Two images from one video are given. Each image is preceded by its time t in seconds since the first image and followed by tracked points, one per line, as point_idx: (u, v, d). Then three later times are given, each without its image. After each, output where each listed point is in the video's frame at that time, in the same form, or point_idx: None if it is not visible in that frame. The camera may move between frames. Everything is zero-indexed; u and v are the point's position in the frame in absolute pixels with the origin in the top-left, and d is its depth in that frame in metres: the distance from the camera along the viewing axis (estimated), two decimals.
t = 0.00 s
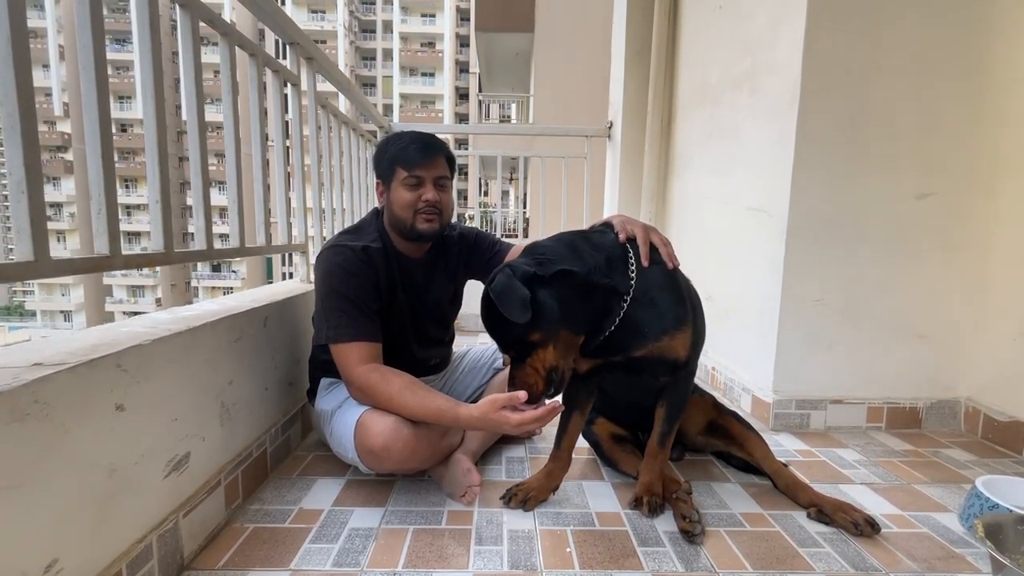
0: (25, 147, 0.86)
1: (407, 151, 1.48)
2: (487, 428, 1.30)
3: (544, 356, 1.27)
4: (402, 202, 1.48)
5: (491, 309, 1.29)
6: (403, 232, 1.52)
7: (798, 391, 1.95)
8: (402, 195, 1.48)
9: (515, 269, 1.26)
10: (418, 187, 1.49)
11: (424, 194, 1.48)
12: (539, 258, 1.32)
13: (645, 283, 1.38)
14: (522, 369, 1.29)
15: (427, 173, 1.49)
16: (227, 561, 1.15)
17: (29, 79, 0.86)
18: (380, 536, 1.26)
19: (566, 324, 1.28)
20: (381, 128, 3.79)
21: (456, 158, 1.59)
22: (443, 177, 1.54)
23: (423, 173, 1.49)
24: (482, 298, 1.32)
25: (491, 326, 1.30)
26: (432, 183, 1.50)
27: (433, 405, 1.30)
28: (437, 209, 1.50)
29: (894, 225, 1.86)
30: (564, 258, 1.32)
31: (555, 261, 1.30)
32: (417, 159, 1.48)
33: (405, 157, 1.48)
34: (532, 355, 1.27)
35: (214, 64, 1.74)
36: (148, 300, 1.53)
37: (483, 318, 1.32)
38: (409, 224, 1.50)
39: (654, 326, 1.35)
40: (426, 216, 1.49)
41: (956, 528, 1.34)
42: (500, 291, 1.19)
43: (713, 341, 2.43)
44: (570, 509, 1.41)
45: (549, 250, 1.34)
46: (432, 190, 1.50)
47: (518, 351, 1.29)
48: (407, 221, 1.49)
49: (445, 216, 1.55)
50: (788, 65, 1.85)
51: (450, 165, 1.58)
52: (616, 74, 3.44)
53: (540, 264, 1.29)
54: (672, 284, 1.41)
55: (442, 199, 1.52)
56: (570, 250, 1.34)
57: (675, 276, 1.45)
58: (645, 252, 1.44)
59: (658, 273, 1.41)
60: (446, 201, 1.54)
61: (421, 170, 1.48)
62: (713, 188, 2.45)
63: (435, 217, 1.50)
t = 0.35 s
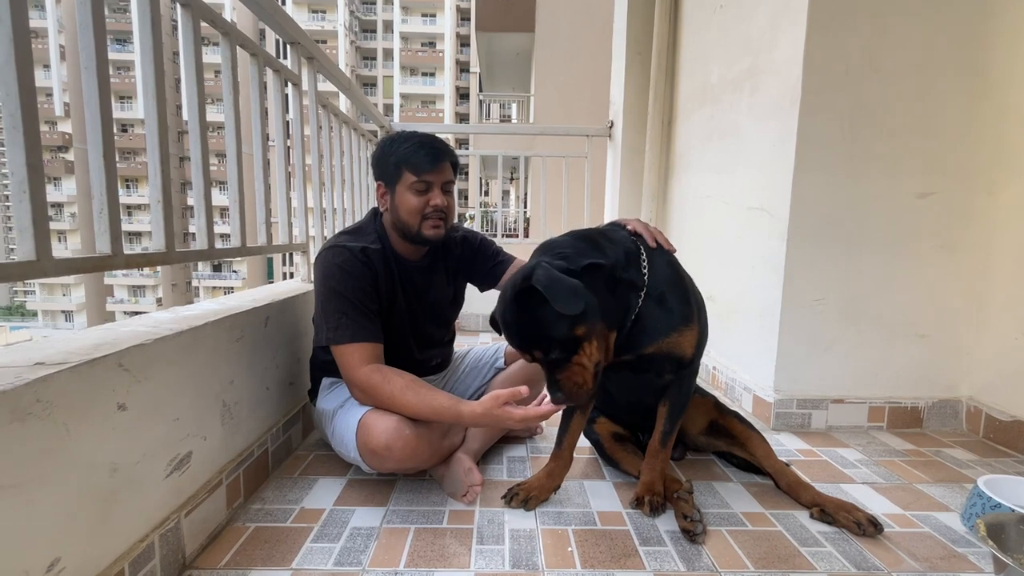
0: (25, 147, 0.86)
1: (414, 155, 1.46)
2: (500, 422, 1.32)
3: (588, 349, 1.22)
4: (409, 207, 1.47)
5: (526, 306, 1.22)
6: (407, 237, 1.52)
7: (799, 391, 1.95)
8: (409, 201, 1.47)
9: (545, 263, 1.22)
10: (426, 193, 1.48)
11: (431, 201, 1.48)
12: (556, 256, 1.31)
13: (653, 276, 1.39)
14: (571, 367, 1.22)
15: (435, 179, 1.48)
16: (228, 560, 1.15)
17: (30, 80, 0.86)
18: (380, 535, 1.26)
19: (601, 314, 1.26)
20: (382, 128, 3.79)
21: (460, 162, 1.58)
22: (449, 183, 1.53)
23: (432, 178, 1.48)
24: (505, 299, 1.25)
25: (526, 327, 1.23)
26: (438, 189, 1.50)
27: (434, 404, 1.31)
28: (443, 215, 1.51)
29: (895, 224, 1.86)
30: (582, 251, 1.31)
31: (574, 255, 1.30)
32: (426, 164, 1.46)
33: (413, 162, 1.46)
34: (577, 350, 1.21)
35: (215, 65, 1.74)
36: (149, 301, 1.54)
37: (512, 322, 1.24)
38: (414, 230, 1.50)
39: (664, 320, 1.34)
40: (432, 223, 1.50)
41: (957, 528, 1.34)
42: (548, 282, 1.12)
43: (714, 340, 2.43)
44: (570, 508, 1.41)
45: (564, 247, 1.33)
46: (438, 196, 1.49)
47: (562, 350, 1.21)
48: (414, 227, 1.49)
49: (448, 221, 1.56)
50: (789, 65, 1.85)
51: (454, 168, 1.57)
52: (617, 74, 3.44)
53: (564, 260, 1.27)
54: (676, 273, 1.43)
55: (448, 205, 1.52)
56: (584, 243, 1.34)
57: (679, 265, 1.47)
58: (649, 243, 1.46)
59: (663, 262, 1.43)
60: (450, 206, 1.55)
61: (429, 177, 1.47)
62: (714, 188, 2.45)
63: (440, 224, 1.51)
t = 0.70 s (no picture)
0: (27, 147, 0.86)
1: (373, 152, 1.45)
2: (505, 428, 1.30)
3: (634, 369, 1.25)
4: (380, 208, 1.47)
5: (581, 331, 1.16)
6: (388, 237, 1.52)
7: (800, 391, 1.95)
8: (379, 202, 1.47)
9: (600, 286, 1.17)
10: (391, 189, 1.47)
11: (398, 197, 1.47)
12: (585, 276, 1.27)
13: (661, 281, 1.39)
14: (624, 385, 1.22)
15: (397, 173, 1.47)
16: (230, 560, 1.16)
17: (33, 80, 0.86)
18: (382, 535, 1.26)
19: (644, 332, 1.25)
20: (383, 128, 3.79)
21: (425, 148, 1.55)
22: (415, 172, 1.51)
23: (393, 173, 1.46)
24: (553, 324, 1.18)
25: (584, 350, 1.16)
26: (405, 183, 1.48)
27: (436, 407, 1.30)
28: (416, 208, 1.49)
29: (897, 224, 1.86)
30: (609, 267, 1.29)
31: (604, 275, 1.27)
32: (385, 159, 1.45)
33: (373, 160, 1.45)
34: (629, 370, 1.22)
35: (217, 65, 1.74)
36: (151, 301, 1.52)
37: (564, 348, 1.17)
38: (393, 229, 1.49)
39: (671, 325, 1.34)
40: (407, 218, 1.48)
41: (959, 528, 1.34)
42: (627, 306, 1.05)
43: (715, 340, 2.43)
44: (571, 508, 1.41)
45: (589, 265, 1.30)
46: (406, 189, 1.48)
47: (617, 372, 1.19)
48: (390, 227, 1.49)
49: (425, 213, 1.54)
50: (789, 65, 1.85)
51: (421, 158, 1.55)
52: (618, 74, 3.44)
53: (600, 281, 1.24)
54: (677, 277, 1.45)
55: (419, 197, 1.50)
56: (606, 256, 1.31)
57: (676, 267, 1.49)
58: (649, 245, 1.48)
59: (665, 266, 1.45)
60: (423, 197, 1.53)
61: (390, 172, 1.46)
62: (715, 188, 2.45)
63: (416, 218, 1.50)
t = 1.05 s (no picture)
0: (29, 146, 0.87)
1: (338, 154, 1.46)
2: (502, 427, 1.31)
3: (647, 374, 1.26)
4: (355, 209, 1.48)
5: (614, 329, 1.17)
6: (369, 235, 1.53)
7: (799, 390, 1.95)
8: (352, 202, 1.47)
9: (636, 287, 1.20)
10: (362, 187, 1.47)
11: (371, 194, 1.47)
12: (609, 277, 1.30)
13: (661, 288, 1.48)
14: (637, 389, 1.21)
15: (365, 171, 1.47)
16: (230, 557, 1.16)
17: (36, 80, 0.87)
18: (382, 533, 1.27)
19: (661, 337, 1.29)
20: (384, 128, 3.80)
21: (389, 142, 1.56)
22: (384, 167, 1.51)
23: (361, 172, 1.47)
24: (585, 319, 1.19)
25: (613, 346, 1.16)
26: (374, 179, 1.48)
27: (433, 404, 1.31)
28: (391, 201, 1.49)
29: (897, 224, 1.86)
30: (629, 272, 1.34)
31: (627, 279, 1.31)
32: (351, 160, 1.45)
33: (339, 162, 1.46)
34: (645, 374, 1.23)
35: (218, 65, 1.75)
36: (152, 300, 1.52)
37: (595, 343, 1.17)
38: (371, 225, 1.49)
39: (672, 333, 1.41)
40: (385, 212, 1.48)
41: (958, 527, 1.35)
42: (674, 308, 1.11)
43: (715, 339, 2.44)
44: (570, 506, 1.42)
45: (610, 267, 1.33)
46: (377, 185, 1.48)
47: (637, 374, 1.19)
48: (369, 224, 1.49)
49: (402, 205, 1.53)
50: (789, 64, 1.85)
51: (386, 153, 1.55)
52: (619, 73, 3.44)
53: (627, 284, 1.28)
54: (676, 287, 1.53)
55: (392, 190, 1.50)
56: (625, 261, 1.36)
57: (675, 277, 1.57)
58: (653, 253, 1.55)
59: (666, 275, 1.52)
60: (397, 189, 1.52)
61: (358, 171, 1.46)
62: (715, 187, 2.45)
63: (393, 210, 1.49)
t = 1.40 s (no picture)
0: (31, 146, 0.88)
1: (316, 158, 1.43)
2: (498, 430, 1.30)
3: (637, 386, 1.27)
4: (339, 212, 1.46)
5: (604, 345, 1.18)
6: (357, 236, 1.52)
7: (799, 389, 1.95)
8: (335, 205, 1.46)
9: (631, 304, 1.20)
10: (343, 190, 1.45)
11: (353, 195, 1.45)
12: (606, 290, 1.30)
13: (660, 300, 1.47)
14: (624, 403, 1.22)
15: (344, 173, 1.45)
16: (231, 556, 1.16)
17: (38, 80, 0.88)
18: (382, 531, 1.27)
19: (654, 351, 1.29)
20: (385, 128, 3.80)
21: (366, 140, 1.53)
22: (363, 167, 1.48)
23: (341, 174, 1.44)
24: (575, 331, 1.20)
25: (602, 360, 1.17)
26: (355, 181, 1.46)
27: (433, 401, 1.32)
28: (374, 201, 1.47)
29: (897, 223, 1.86)
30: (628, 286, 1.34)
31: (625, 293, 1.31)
32: (329, 164, 1.43)
33: (317, 166, 1.43)
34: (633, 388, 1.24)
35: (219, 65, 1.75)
36: (153, 299, 1.53)
37: (584, 357, 1.17)
38: (356, 227, 1.48)
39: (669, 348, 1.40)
40: (370, 213, 1.47)
41: (957, 526, 1.35)
42: (662, 328, 1.11)
43: (715, 338, 2.44)
44: (570, 505, 1.42)
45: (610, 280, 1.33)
46: (358, 186, 1.46)
47: (623, 389, 1.19)
48: (354, 226, 1.48)
49: (386, 203, 1.52)
50: (789, 64, 1.85)
51: (365, 152, 1.52)
52: (620, 72, 3.44)
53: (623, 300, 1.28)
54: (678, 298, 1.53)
55: (374, 190, 1.49)
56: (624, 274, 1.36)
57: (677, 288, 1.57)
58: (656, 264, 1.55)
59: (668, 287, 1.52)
60: (379, 188, 1.50)
61: (337, 174, 1.44)
62: (715, 187, 2.45)
63: (378, 209, 1.48)
